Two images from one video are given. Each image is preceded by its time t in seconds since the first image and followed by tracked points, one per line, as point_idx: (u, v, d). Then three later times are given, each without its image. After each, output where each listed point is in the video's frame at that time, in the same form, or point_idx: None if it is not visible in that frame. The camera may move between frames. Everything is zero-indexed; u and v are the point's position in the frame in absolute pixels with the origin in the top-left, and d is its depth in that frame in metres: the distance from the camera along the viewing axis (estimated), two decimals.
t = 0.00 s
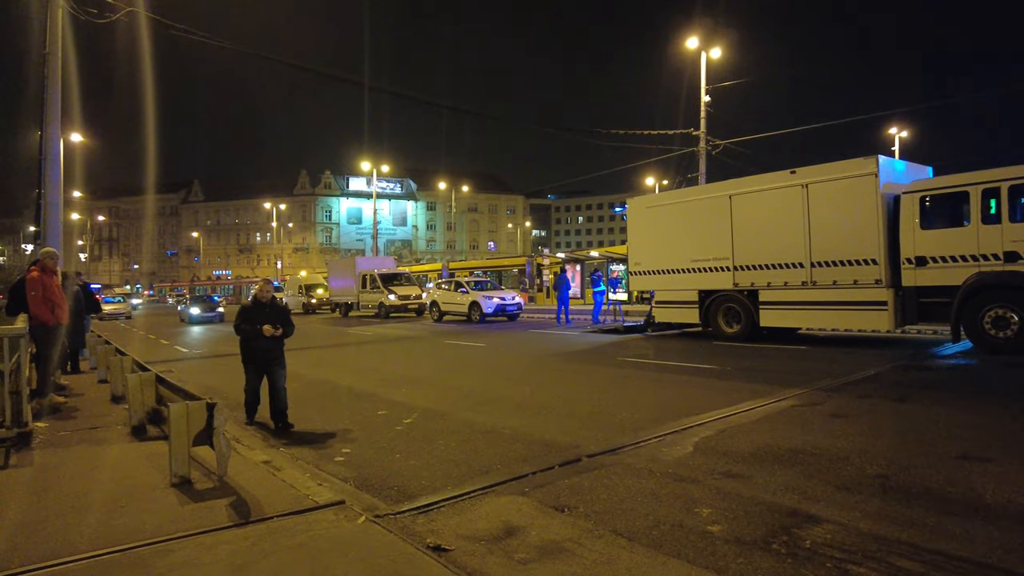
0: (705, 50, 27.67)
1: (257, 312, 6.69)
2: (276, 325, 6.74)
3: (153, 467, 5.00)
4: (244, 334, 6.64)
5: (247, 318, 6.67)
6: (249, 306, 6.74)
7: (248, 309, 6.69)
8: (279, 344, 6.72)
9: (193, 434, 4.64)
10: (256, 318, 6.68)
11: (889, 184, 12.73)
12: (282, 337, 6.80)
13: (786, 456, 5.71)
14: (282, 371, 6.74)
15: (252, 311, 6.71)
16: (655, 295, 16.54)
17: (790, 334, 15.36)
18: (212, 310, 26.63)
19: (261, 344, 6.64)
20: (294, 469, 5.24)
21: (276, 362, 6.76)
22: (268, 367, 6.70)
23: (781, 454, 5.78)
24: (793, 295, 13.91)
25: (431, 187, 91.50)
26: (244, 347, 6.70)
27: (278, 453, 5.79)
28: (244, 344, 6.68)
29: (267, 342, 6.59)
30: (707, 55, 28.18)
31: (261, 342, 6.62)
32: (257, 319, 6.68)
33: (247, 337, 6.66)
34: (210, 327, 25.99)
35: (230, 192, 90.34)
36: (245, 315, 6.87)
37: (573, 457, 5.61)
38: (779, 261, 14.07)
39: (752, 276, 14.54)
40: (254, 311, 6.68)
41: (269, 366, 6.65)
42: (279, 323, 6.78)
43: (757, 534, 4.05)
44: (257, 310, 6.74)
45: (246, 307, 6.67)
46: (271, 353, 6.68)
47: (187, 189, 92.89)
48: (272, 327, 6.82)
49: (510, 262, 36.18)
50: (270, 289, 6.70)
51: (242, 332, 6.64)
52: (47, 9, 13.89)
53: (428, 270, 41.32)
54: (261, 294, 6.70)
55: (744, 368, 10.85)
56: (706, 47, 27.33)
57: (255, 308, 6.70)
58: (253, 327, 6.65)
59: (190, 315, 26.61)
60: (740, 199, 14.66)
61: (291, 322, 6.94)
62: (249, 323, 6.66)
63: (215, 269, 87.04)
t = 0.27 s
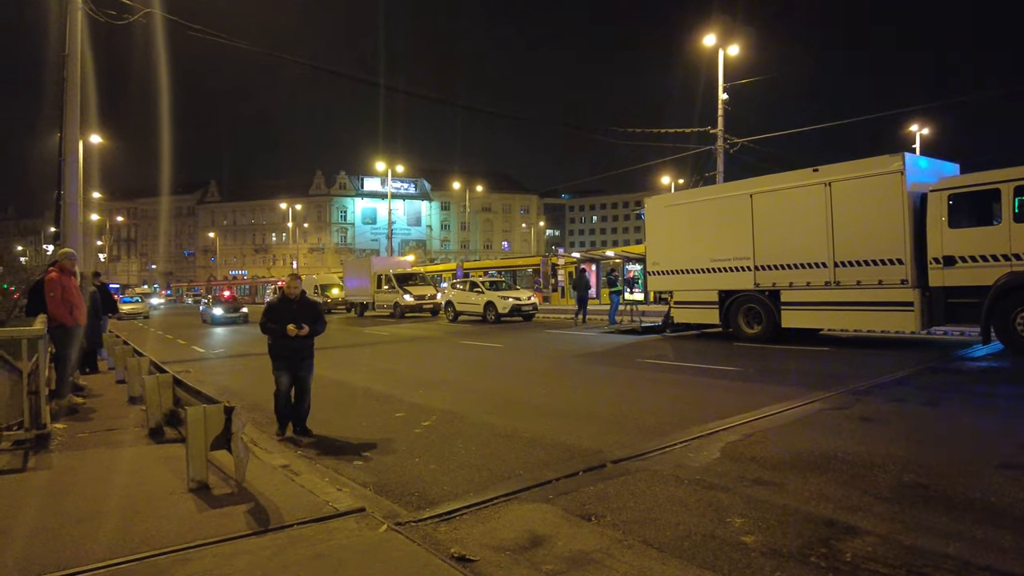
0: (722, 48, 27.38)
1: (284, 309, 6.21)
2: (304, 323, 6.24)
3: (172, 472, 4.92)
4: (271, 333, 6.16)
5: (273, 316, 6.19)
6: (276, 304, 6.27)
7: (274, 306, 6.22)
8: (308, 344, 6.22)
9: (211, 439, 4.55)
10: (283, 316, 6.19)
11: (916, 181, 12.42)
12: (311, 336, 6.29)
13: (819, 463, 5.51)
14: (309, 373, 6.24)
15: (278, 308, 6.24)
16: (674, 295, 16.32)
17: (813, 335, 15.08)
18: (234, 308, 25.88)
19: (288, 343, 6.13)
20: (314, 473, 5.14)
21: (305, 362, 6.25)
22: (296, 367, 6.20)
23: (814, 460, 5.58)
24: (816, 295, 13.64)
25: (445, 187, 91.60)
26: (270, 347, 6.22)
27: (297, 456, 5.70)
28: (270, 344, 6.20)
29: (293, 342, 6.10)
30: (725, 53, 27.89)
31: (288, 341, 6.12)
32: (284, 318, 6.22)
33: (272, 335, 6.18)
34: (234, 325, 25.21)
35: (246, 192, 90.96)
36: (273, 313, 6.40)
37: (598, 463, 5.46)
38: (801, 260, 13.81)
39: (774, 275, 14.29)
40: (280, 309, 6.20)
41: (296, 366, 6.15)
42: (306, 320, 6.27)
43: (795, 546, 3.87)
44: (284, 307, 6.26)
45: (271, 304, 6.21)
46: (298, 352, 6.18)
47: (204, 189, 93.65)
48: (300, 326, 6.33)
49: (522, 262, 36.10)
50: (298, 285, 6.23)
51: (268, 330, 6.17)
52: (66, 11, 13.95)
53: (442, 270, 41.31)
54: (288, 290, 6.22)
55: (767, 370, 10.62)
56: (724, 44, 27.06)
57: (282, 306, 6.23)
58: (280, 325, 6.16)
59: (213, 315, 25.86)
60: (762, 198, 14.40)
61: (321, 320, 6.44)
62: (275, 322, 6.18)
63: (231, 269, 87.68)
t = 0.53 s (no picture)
0: (736, 46, 27.16)
1: (309, 314, 5.70)
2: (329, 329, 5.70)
3: (194, 473, 4.81)
4: (295, 341, 5.67)
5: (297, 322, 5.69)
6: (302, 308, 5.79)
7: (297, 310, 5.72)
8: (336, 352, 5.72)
9: (233, 440, 4.44)
10: (307, 322, 5.69)
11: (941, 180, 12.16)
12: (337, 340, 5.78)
13: (856, 467, 5.33)
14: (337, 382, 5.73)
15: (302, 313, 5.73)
16: (691, 295, 16.11)
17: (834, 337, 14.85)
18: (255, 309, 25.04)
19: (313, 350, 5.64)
20: (338, 475, 5.02)
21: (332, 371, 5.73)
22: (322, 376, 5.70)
23: (850, 464, 5.39)
24: (837, 296, 13.41)
25: (455, 188, 91.63)
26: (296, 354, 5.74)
27: (319, 458, 5.59)
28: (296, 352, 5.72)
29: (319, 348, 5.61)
30: (739, 51, 27.66)
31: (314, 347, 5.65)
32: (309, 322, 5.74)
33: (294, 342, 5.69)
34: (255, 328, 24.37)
35: (257, 193, 91.35)
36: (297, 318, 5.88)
37: (628, 467, 5.31)
38: (822, 260, 13.58)
39: (794, 276, 14.07)
40: (305, 314, 5.70)
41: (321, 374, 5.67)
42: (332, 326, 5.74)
43: (841, 554, 3.70)
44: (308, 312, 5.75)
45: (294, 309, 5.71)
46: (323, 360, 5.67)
47: (215, 190, 94.14)
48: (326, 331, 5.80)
49: (533, 263, 35.98)
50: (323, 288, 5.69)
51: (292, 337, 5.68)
52: (83, 11, 13.97)
53: (453, 270, 41.25)
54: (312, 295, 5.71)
55: (790, 372, 10.41)
56: (738, 42, 26.83)
57: (307, 311, 5.72)
58: (304, 332, 5.65)
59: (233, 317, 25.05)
60: (782, 197, 14.18)
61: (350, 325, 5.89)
62: (299, 328, 5.67)
63: (243, 269, 88.05)
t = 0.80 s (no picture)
0: (750, 46, 26.99)
1: (337, 313, 5.51)
2: (359, 328, 5.52)
3: (217, 482, 4.71)
4: (321, 340, 5.46)
5: (324, 322, 5.50)
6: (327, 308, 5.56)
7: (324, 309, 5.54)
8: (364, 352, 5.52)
9: (259, 449, 4.33)
10: (332, 321, 5.50)
11: (964, 182, 11.94)
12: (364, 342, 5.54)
13: (894, 477, 5.17)
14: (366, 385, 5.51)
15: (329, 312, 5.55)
16: (706, 298, 15.94)
17: (852, 341, 14.66)
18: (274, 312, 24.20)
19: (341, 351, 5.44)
20: (362, 484, 4.90)
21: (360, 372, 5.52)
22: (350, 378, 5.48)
23: (889, 474, 5.23)
24: (857, 299, 13.22)
25: (463, 188, 91.60)
26: (322, 356, 5.52)
27: (342, 465, 5.48)
28: (321, 353, 5.49)
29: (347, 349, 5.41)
30: (752, 51, 27.48)
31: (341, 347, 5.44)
32: (336, 322, 5.50)
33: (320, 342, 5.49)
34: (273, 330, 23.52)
35: (265, 193, 91.49)
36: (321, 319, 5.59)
37: (659, 477, 5.17)
38: (841, 263, 13.39)
39: (812, 279, 13.88)
40: (332, 314, 5.51)
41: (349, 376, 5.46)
42: (361, 325, 5.56)
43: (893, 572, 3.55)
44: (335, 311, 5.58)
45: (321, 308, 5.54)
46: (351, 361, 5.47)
47: (223, 190, 94.35)
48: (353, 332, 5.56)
49: (541, 264, 35.81)
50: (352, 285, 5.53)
51: (318, 338, 5.47)
52: (96, 11, 13.93)
53: (462, 271, 41.16)
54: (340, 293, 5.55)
55: (812, 377, 10.23)
56: (751, 42, 26.66)
57: (334, 310, 5.53)
58: (332, 332, 5.46)
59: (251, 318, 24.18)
60: (800, 199, 14.00)
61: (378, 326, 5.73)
62: (326, 328, 5.48)
63: (250, 269, 88.20)
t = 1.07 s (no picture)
0: (758, 46, 26.84)
1: (360, 321, 4.94)
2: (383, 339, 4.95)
3: (229, 488, 4.61)
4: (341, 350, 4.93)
5: (346, 330, 4.94)
6: (351, 315, 4.97)
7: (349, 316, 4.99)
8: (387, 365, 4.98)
9: (271, 455, 4.23)
10: (354, 330, 4.93)
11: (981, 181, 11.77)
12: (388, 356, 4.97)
13: (921, 483, 5.03)
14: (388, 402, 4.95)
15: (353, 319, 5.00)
16: (716, 299, 15.79)
17: (864, 343, 14.50)
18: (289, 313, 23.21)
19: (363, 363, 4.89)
20: (376, 490, 4.79)
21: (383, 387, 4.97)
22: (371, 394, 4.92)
23: (915, 480, 5.10)
24: (869, 300, 13.05)
25: (467, 189, 91.58)
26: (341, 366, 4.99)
27: (355, 469, 5.37)
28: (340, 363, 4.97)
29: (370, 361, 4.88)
30: (761, 51, 27.34)
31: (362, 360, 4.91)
32: (359, 331, 4.93)
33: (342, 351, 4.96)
34: (288, 332, 22.55)
35: (270, 193, 91.65)
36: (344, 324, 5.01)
37: (680, 483, 5.05)
38: (854, 264, 13.23)
39: (824, 280, 13.73)
40: (355, 322, 4.95)
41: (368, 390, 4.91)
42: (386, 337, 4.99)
43: None
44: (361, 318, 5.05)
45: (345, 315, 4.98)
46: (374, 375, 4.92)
47: (228, 191, 94.54)
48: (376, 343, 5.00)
49: (547, 264, 35.72)
50: (379, 293, 4.96)
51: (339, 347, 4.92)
52: (105, 11, 13.89)
53: (467, 271, 41.09)
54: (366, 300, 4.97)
55: (827, 379, 10.08)
56: (759, 42, 26.53)
57: (357, 317, 4.96)
58: (354, 342, 4.91)
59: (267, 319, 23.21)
60: (812, 199, 13.85)
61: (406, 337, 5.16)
62: (348, 337, 4.92)
63: (255, 269, 88.37)
